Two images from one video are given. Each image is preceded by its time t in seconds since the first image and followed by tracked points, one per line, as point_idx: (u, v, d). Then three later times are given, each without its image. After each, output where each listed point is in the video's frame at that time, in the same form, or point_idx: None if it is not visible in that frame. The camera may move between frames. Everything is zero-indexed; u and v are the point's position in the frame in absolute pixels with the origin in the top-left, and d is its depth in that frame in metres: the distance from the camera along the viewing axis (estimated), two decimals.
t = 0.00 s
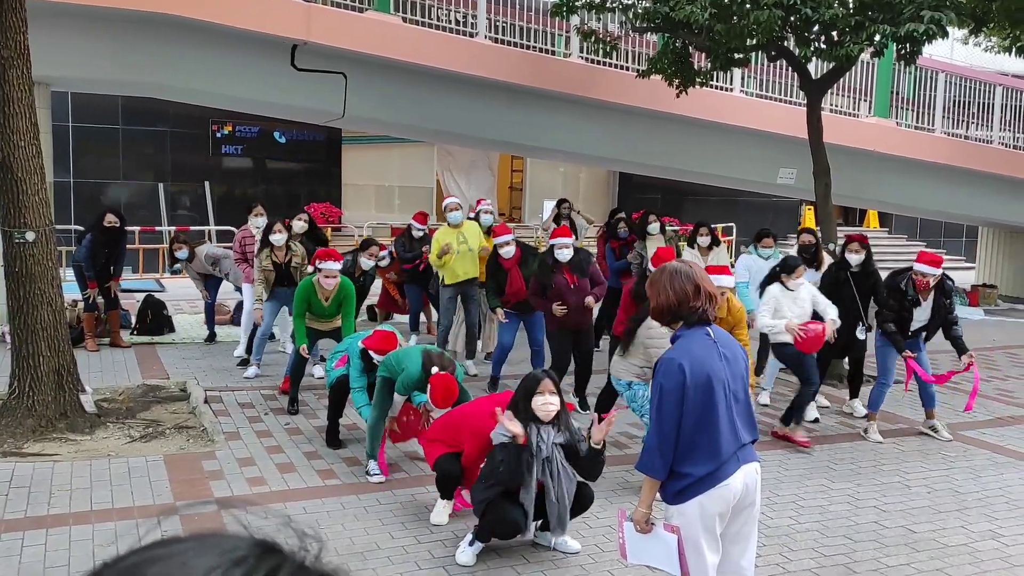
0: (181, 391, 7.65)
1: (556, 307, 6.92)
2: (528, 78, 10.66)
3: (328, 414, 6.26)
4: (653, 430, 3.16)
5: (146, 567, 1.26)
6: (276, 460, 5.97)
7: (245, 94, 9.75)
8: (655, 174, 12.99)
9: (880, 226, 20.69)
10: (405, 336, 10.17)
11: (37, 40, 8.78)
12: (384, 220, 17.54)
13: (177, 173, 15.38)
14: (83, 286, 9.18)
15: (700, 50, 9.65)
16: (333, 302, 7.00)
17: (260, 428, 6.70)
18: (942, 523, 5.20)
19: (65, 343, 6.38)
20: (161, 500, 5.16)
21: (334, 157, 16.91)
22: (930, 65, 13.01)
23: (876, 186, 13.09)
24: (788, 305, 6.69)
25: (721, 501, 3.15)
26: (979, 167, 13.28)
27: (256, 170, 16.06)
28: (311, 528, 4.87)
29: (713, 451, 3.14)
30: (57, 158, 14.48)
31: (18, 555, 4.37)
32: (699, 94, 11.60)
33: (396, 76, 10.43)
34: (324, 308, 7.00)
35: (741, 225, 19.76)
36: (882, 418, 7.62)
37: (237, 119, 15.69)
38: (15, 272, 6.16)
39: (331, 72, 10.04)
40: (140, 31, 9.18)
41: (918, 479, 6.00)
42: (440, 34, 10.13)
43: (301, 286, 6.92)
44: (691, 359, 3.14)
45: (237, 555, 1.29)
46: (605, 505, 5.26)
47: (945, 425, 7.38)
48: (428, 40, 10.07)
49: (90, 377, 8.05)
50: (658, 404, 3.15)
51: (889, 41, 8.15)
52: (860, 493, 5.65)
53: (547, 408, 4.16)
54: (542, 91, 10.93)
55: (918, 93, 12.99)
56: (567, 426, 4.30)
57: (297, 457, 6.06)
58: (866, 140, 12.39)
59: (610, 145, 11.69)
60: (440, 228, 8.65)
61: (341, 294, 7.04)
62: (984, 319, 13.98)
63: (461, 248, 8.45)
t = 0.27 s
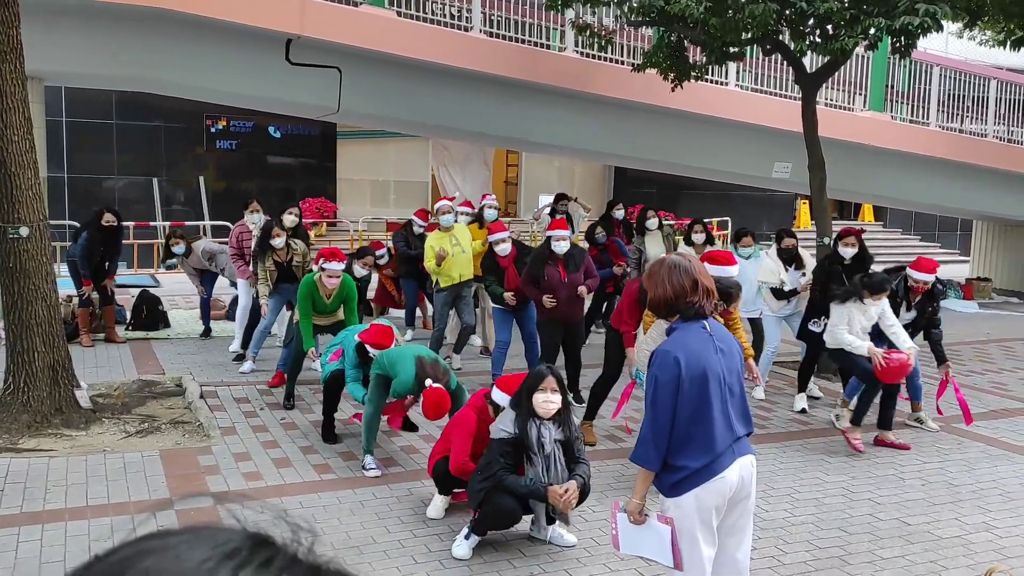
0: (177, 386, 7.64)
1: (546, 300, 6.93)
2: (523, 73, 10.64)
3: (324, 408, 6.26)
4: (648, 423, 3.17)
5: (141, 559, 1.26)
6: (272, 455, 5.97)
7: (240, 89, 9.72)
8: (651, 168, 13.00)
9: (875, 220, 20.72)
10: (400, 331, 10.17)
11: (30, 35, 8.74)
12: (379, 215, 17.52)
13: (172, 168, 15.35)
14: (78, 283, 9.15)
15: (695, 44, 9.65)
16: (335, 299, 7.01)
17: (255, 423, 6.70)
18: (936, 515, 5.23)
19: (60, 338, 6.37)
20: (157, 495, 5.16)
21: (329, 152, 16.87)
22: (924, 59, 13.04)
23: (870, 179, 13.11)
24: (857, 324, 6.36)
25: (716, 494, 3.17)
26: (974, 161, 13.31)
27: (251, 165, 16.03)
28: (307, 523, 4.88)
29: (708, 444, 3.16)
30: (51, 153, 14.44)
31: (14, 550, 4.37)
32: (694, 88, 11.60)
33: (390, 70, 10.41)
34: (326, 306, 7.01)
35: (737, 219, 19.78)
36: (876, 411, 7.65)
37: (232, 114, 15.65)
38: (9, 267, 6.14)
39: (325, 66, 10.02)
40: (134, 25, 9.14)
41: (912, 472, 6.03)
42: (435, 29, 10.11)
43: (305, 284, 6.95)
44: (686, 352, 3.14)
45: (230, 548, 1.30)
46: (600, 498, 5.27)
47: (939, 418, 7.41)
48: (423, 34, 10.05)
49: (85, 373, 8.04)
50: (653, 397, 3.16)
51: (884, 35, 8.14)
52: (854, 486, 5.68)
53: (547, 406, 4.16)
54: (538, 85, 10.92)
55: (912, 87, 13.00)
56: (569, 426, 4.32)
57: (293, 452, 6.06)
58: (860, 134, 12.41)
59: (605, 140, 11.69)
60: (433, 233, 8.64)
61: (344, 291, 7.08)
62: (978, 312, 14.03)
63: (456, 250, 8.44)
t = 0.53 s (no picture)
0: (174, 382, 7.63)
1: (542, 308, 6.92)
2: (519, 67, 10.61)
3: (321, 404, 6.25)
4: (647, 416, 3.17)
5: (134, 558, 1.26)
6: (270, 451, 5.97)
7: (235, 85, 9.70)
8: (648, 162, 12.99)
9: (872, 213, 20.72)
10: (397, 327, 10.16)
11: (24, 31, 8.70)
12: (376, 210, 17.50)
13: (168, 164, 15.31)
14: (75, 280, 9.13)
15: (692, 38, 9.63)
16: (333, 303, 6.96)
17: (253, 420, 6.69)
18: (934, 508, 5.24)
19: (57, 335, 6.36)
20: (155, 492, 5.15)
21: (325, 148, 16.83)
22: (920, 52, 13.04)
23: (867, 173, 13.10)
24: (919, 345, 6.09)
25: (714, 488, 3.17)
26: (970, 153, 13.31)
27: (247, 161, 15.99)
28: (305, 519, 4.87)
29: (706, 438, 3.16)
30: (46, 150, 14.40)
31: (12, 548, 4.37)
32: (690, 82, 11.58)
33: (386, 65, 10.39)
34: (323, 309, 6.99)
35: (734, 213, 19.77)
36: (873, 404, 7.66)
37: (227, 110, 15.61)
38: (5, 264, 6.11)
39: (321, 62, 10.00)
40: (129, 22, 9.11)
41: (909, 464, 6.04)
42: (431, 23, 10.08)
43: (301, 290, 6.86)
44: (686, 346, 3.14)
45: (223, 544, 1.29)
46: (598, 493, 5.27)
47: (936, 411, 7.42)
48: (419, 29, 10.02)
49: (83, 370, 8.03)
50: (652, 391, 3.16)
51: (881, 28, 8.12)
52: (852, 479, 5.69)
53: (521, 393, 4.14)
54: (534, 80, 10.89)
55: (909, 80, 12.98)
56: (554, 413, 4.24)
57: (291, 448, 6.06)
58: (857, 128, 12.40)
59: (601, 134, 11.67)
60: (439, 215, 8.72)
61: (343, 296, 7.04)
62: (975, 305, 14.05)
63: (457, 235, 8.51)
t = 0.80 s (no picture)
0: (173, 382, 7.63)
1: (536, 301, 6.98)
2: (517, 66, 10.60)
3: (320, 404, 6.25)
4: (644, 415, 3.18)
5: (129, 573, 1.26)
6: (270, 451, 5.97)
7: (233, 84, 9.69)
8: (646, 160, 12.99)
9: (869, 210, 20.73)
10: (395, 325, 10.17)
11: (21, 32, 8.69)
12: (375, 209, 17.50)
13: (166, 164, 15.30)
14: (74, 280, 9.14)
15: (689, 36, 9.63)
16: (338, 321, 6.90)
17: (253, 419, 6.69)
18: (932, 504, 5.25)
19: (55, 336, 6.35)
20: (155, 493, 5.16)
21: (323, 146, 16.82)
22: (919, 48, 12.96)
23: (864, 170, 13.11)
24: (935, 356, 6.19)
25: (712, 487, 3.18)
26: (967, 150, 13.33)
27: (245, 160, 15.98)
28: (305, 519, 4.88)
29: (705, 437, 3.17)
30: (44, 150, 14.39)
31: (12, 550, 4.37)
32: (688, 79, 11.59)
33: (383, 64, 10.38)
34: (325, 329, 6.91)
35: (732, 210, 19.79)
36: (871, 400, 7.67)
37: (225, 109, 15.59)
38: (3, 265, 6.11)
39: (319, 61, 9.99)
40: (125, 22, 9.10)
41: (908, 461, 6.05)
42: (428, 22, 10.06)
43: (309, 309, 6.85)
44: (684, 345, 3.14)
45: (218, 559, 1.30)
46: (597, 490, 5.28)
47: (933, 407, 7.44)
48: (416, 28, 10.01)
49: (82, 371, 8.03)
50: (650, 390, 3.17)
51: (878, 25, 8.13)
52: (850, 476, 5.70)
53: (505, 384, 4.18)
54: (532, 78, 10.88)
55: (907, 76, 12.98)
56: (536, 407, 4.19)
57: (290, 448, 6.06)
58: (854, 125, 12.40)
59: (599, 132, 11.67)
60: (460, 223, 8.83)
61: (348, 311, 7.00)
62: (973, 301, 14.07)
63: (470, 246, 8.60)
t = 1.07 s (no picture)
0: (171, 383, 7.63)
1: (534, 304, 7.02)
2: (513, 63, 10.60)
3: (318, 403, 6.24)
4: (640, 413, 3.18)
5: None
6: (268, 451, 5.97)
7: (230, 84, 9.68)
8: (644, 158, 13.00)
9: (868, 206, 20.74)
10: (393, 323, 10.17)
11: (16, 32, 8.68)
12: (373, 208, 17.49)
13: (163, 164, 15.29)
14: (72, 281, 9.13)
15: (686, 33, 9.62)
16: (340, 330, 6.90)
17: (251, 419, 6.69)
18: (930, 500, 5.25)
19: (53, 337, 6.35)
20: (153, 494, 5.16)
21: (321, 145, 16.80)
22: (914, 44, 12.85)
23: (862, 166, 13.13)
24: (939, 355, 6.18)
25: (710, 484, 3.18)
26: (965, 145, 13.33)
27: (243, 159, 15.96)
28: (303, 519, 4.88)
29: (701, 435, 3.17)
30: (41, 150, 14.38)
31: (10, 551, 4.37)
32: (685, 76, 11.59)
33: (380, 63, 10.36)
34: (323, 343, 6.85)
35: (730, 206, 19.80)
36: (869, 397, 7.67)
37: (222, 109, 15.57)
38: None
39: (316, 60, 9.98)
40: (121, 21, 9.09)
41: (906, 457, 6.06)
42: (425, 21, 10.05)
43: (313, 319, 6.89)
44: (679, 343, 3.14)
45: (196, 563, 1.29)
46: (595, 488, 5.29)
47: (932, 404, 7.44)
48: (412, 26, 10.00)
49: (80, 372, 8.03)
50: (646, 388, 3.17)
51: (875, 22, 8.15)
52: (848, 473, 5.70)
53: (518, 373, 4.18)
54: (529, 76, 10.88)
55: (904, 72, 12.97)
56: (534, 395, 4.21)
57: (289, 448, 6.06)
58: (852, 121, 12.39)
59: (597, 130, 11.68)
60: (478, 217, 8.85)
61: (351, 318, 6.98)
62: (970, 297, 14.09)
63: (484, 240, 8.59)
